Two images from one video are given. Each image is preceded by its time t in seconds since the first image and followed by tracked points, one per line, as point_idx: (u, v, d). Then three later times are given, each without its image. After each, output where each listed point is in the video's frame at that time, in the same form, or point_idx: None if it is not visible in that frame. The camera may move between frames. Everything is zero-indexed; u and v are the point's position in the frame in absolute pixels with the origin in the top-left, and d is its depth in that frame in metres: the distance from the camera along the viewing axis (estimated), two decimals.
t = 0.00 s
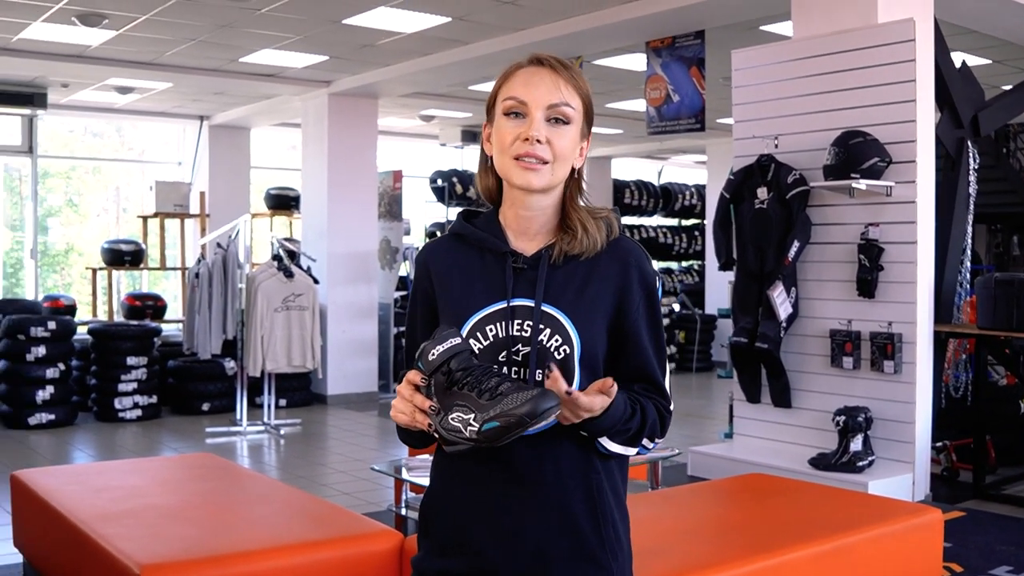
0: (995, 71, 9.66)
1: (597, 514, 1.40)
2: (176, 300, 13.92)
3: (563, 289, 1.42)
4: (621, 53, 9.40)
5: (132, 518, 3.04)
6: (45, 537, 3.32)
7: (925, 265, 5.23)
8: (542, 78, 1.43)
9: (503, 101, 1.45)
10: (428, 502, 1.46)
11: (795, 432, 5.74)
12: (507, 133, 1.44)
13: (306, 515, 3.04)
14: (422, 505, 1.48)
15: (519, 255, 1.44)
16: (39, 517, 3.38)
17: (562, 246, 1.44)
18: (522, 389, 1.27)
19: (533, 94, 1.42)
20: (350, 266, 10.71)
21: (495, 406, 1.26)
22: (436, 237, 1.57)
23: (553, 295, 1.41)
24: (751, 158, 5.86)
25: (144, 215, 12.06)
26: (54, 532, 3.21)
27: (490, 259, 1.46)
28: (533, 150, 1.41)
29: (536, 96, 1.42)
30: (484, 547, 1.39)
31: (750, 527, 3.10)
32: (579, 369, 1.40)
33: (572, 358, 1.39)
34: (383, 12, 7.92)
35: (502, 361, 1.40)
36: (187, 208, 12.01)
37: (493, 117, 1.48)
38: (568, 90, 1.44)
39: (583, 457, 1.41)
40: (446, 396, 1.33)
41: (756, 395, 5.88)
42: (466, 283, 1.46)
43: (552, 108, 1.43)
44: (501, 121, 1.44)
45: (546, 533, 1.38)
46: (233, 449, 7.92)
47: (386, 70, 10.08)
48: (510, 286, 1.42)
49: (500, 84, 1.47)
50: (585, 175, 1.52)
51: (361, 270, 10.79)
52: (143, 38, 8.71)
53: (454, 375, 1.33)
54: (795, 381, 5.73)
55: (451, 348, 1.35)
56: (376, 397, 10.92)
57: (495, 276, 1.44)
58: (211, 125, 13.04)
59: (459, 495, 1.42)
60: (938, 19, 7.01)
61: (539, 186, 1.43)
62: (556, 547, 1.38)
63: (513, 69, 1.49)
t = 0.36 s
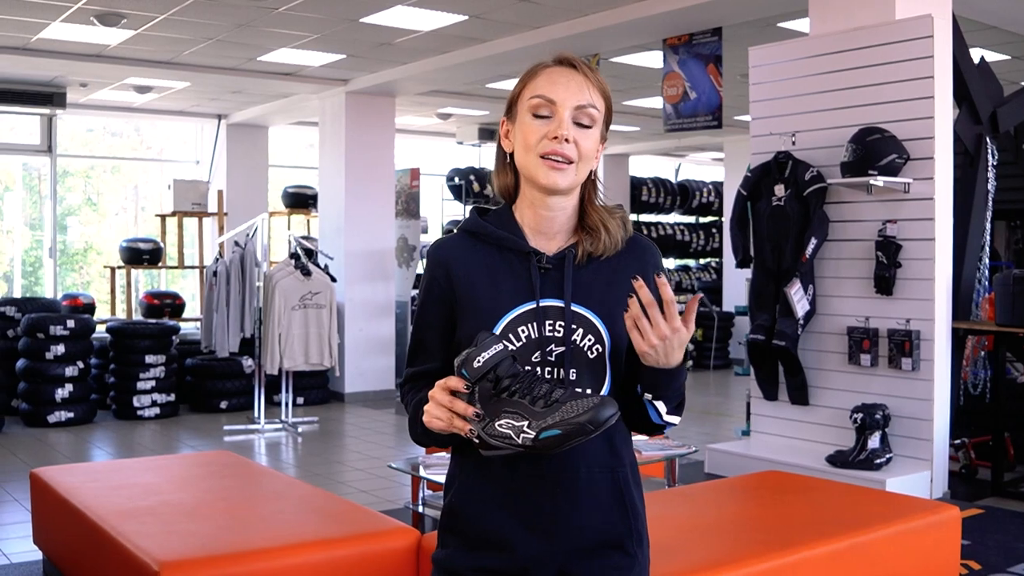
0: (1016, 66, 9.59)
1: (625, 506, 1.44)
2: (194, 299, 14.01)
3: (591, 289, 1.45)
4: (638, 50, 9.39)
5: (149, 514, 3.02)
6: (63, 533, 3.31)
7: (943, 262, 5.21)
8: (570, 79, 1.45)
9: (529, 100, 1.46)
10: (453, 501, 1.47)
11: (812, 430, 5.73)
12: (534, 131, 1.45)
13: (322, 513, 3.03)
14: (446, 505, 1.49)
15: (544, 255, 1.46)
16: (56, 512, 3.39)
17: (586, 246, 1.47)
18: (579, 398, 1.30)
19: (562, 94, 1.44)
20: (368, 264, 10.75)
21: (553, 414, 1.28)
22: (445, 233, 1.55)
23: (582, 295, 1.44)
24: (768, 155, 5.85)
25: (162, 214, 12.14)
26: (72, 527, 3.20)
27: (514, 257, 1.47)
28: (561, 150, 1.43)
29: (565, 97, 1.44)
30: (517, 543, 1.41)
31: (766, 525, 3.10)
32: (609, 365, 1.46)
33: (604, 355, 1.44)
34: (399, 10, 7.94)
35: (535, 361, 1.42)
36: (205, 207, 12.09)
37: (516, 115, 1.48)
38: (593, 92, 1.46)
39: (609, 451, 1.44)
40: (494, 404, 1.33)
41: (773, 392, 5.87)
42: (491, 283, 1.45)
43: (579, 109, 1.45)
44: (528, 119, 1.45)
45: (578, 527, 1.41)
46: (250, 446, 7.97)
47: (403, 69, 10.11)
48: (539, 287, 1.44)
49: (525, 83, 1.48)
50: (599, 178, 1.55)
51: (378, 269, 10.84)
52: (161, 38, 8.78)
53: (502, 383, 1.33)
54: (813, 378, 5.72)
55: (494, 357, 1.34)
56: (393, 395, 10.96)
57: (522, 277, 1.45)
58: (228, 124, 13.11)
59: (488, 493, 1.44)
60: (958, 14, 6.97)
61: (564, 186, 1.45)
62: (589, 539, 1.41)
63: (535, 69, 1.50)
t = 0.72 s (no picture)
0: (1018, 63, 9.61)
1: (645, 500, 1.46)
2: (195, 294, 14.02)
3: (612, 282, 1.47)
4: (642, 46, 9.40)
5: (160, 508, 3.04)
6: (73, 527, 3.32)
7: (947, 258, 5.23)
8: (591, 81, 1.47)
9: (552, 101, 1.48)
10: (474, 494, 1.49)
11: (816, 425, 5.75)
12: (557, 133, 1.47)
13: (332, 508, 3.05)
14: (466, 498, 1.51)
15: (565, 251, 1.48)
16: (66, 506, 3.40)
17: (607, 241, 1.49)
18: (604, 379, 1.32)
19: (584, 96, 1.46)
20: (370, 259, 10.77)
21: (579, 397, 1.31)
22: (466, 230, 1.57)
23: (603, 289, 1.46)
24: (772, 151, 5.87)
25: (164, 209, 12.14)
26: (82, 522, 3.21)
27: (536, 253, 1.49)
28: (584, 151, 1.45)
29: (586, 99, 1.46)
30: (539, 535, 1.44)
31: (773, 520, 3.12)
32: (630, 359, 1.47)
33: (625, 348, 1.46)
34: (403, 6, 7.95)
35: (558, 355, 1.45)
36: (207, 201, 12.10)
37: (538, 115, 1.50)
38: (614, 93, 1.48)
39: (629, 445, 1.46)
40: (520, 389, 1.36)
41: (777, 387, 5.89)
42: (514, 278, 1.48)
43: (602, 111, 1.47)
44: (552, 121, 1.47)
45: (600, 520, 1.43)
46: (255, 441, 7.99)
47: (406, 64, 10.12)
48: (561, 281, 1.46)
49: (547, 84, 1.49)
50: (618, 176, 1.57)
51: (381, 264, 10.86)
52: (165, 33, 8.78)
53: (527, 368, 1.37)
54: (817, 374, 5.74)
55: (518, 344, 1.37)
56: (396, 390, 10.98)
57: (544, 272, 1.47)
58: (230, 119, 13.10)
59: (509, 486, 1.46)
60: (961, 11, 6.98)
61: (588, 185, 1.47)
62: (610, 531, 1.43)
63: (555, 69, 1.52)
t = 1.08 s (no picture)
0: (1008, 55, 9.66)
1: (648, 489, 1.47)
2: (187, 289, 14.00)
3: (613, 274, 1.49)
4: (635, 40, 9.42)
5: (163, 502, 3.06)
6: (76, 520, 3.34)
7: (941, 250, 5.26)
8: (583, 75, 1.49)
9: (545, 98, 1.50)
10: (482, 482, 1.53)
11: (811, 417, 5.79)
12: (551, 128, 1.49)
13: (334, 501, 3.07)
14: (475, 486, 1.54)
15: (568, 244, 1.51)
16: (69, 500, 3.42)
17: (609, 234, 1.51)
18: (588, 361, 1.35)
19: (575, 90, 1.48)
20: (365, 253, 10.78)
21: (563, 379, 1.33)
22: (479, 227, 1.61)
23: (604, 281, 1.48)
24: (767, 144, 5.89)
25: (158, 204, 12.12)
26: (85, 516, 3.23)
27: (540, 246, 1.52)
28: (578, 145, 1.47)
29: (578, 93, 1.48)
30: (542, 522, 1.46)
31: (770, 510, 3.15)
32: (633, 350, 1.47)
33: (626, 339, 1.46)
34: None
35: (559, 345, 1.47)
36: (201, 196, 12.08)
37: (535, 112, 1.53)
38: (607, 85, 1.49)
39: (632, 434, 1.47)
40: (510, 374, 1.39)
41: (772, 379, 5.92)
42: (517, 270, 1.51)
43: (594, 104, 1.48)
44: (545, 117, 1.49)
45: (602, 508, 1.45)
46: (251, 435, 8.01)
47: (400, 58, 10.12)
48: (562, 273, 1.49)
49: (541, 82, 1.52)
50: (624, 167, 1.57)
51: (375, 257, 10.86)
52: (158, 27, 8.76)
53: (516, 353, 1.40)
54: (812, 365, 5.78)
55: (509, 329, 1.41)
56: (391, 383, 11.00)
57: (547, 264, 1.50)
58: (223, 113, 13.08)
59: (515, 474, 1.49)
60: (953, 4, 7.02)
61: (585, 179, 1.49)
62: (611, 519, 1.45)
63: (551, 67, 1.54)
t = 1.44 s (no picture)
0: (994, 58, 9.75)
1: (644, 487, 1.50)
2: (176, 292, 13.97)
3: (613, 275, 1.52)
4: (624, 43, 9.47)
5: (159, 503, 3.07)
6: (72, 522, 3.35)
7: (927, 251, 5.32)
8: (569, 80, 1.52)
9: (537, 106, 1.54)
10: (483, 477, 1.56)
11: (800, 417, 5.84)
12: (545, 136, 1.52)
13: (330, 500, 3.09)
14: (476, 481, 1.57)
15: (570, 244, 1.54)
16: (65, 501, 3.44)
17: (611, 234, 1.55)
18: (575, 362, 1.36)
19: (563, 96, 1.51)
20: (354, 255, 10.78)
21: (551, 378, 1.36)
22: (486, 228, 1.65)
23: (603, 282, 1.51)
24: (755, 147, 5.94)
25: (146, 207, 12.08)
26: (82, 517, 3.24)
27: (542, 246, 1.56)
28: (572, 149, 1.50)
29: (566, 98, 1.51)
30: (539, 517, 1.49)
31: (761, 507, 3.20)
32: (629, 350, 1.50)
33: (622, 339, 1.49)
34: (388, 3, 7.97)
35: (558, 343, 1.50)
36: (190, 199, 12.06)
37: (530, 122, 1.57)
38: (595, 86, 1.52)
39: (630, 433, 1.50)
40: (504, 372, 1.42)
41: (761, 379, 5.97)
42: (520, 270, 1.55)
43: (583, 106, 1.51)
44: (538, 125, 1.53)
45: (598, 504, 1.48)
46: (241, 438, 8.00)
47: (390, 61, 10.14)
48: (562, 273, 1.52)
49: (532, 91, 1.56)
50: (626, 164, 1.60)
51: (364, 259, 10.87)
52: (149, 31, 8.77)
53: (509, 352, 1.43)
54: (800, 366, 5.83)
55: (504, 328, 1.44)
56: (380, 385, 11.01)
57: (547, 265, 1.54)
58: (212, 116, 13.06)
59: (514, 469, 1.52)
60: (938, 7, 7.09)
61: (581, 181, 1.52)
62: (607, 515, 1.48)
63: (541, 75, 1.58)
